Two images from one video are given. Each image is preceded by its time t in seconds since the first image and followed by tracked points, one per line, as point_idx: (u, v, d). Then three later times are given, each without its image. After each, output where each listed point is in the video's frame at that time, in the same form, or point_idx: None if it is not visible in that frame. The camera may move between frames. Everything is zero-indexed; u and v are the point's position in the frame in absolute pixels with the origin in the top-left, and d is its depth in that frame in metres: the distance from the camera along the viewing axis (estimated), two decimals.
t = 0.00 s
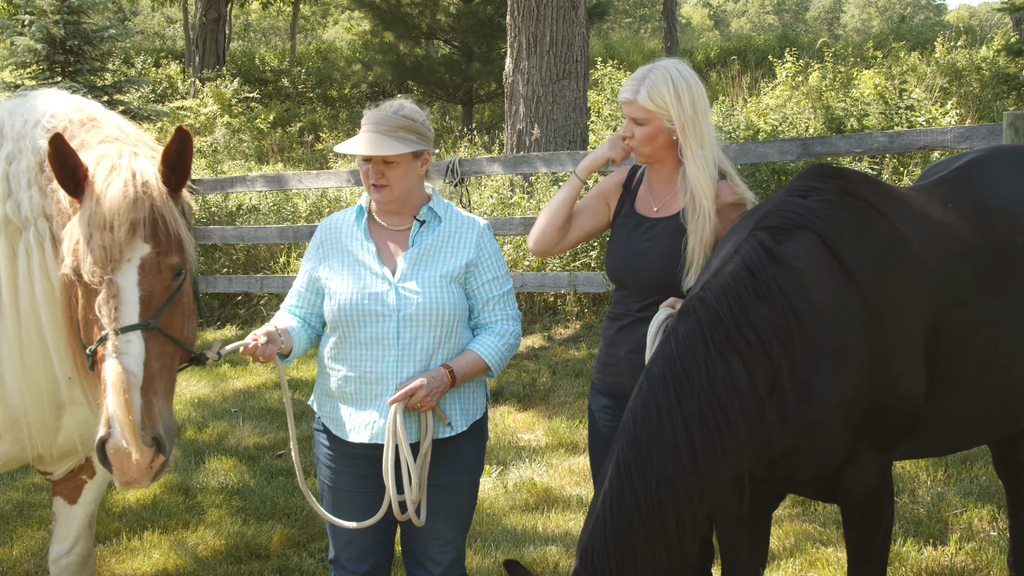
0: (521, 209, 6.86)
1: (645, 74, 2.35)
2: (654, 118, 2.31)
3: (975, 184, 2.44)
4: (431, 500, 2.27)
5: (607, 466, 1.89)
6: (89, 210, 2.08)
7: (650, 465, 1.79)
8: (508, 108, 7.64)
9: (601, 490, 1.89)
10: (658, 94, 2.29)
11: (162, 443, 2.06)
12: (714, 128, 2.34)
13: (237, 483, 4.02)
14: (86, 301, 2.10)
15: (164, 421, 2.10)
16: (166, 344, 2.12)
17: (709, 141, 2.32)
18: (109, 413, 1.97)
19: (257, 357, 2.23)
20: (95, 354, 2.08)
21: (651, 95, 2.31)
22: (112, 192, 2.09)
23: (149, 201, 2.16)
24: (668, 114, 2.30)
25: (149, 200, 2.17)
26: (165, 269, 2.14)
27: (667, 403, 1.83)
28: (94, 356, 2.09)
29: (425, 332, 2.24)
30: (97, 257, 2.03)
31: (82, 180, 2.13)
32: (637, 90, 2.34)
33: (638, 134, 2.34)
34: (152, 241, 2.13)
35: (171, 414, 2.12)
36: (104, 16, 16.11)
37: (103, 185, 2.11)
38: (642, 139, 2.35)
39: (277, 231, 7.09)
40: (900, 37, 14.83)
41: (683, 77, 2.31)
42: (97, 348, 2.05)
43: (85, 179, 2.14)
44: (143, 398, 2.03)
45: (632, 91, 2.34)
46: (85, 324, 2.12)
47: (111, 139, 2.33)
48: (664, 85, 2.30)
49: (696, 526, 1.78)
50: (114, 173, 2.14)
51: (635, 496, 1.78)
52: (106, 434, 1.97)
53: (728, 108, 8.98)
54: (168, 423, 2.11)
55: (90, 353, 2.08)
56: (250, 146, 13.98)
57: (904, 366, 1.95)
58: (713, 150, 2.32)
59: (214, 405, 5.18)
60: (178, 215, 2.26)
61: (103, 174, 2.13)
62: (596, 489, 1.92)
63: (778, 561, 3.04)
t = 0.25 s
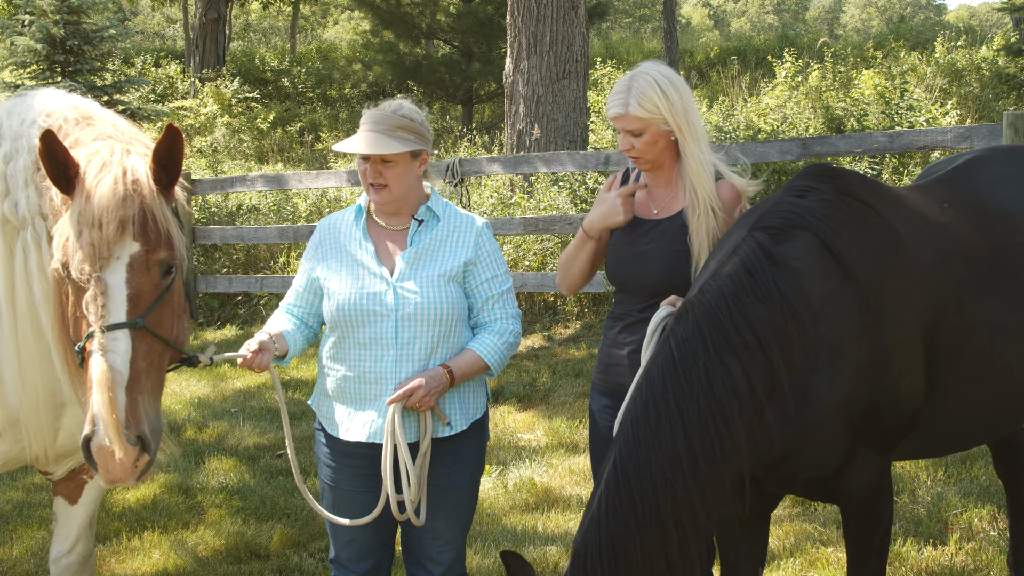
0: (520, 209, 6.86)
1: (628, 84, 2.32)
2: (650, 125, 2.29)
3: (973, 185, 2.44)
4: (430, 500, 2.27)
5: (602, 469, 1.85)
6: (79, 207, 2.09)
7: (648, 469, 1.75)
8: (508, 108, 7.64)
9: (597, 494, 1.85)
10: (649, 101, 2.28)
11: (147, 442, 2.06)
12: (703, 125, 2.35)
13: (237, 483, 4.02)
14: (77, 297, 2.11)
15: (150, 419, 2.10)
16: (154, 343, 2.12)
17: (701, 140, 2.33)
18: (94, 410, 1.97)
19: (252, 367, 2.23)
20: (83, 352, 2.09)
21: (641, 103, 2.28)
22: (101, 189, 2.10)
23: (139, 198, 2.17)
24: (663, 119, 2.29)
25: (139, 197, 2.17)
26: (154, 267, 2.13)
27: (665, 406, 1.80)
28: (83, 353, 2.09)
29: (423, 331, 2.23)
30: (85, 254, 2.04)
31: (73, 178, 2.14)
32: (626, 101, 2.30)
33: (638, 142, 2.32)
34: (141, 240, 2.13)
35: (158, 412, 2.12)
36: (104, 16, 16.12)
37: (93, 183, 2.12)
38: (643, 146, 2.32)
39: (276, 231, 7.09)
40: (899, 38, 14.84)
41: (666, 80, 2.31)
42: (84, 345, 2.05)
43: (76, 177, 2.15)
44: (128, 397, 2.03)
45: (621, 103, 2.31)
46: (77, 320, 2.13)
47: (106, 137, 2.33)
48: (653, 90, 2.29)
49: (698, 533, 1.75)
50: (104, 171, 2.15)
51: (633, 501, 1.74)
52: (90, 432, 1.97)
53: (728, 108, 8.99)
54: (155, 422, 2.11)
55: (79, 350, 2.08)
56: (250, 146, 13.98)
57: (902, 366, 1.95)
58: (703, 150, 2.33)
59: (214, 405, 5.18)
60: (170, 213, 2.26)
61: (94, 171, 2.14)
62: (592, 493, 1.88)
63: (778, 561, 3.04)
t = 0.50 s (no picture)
0: (520, 209, 6.86)
1: (602, 95, 2.32)
2: (631, 132, 2.29)
3: (970, 185, 2.44)
4: (430, 500, 2.27)
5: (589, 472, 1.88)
6: (73, 204, 2.10)
7: (631, 471, 1.78)
8: (508, 108, 7.64)
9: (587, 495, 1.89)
10: (627, 109, 2.28)
11: (138, 440, 2.04)
12: (680, 121, 2.36)
13: (237, 483, 4.02)
14: (72, 294, 2.12)
15: (142, 417, 2.08)
16: (146, 341, 2.11)
17: (681, 138, 2.34)
18: (85, 407, 1.97)
19: (246, 335, 2.25)
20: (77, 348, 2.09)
21: (619, 112, 2.28)
22: (95, 186, 2.11)
23: (133, 196, 2.18)
24: (643, 124, 2.29)
25: (133, 195, 2.18)
26: (147, 265, 2.14)
27: (651, 409, 1.82)
28: (76, 350, 2.09)
29: (421, 329, 2.23)
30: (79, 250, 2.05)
31: (68, 176, 2.16)
32: (602, 114, 2.30)
33: (624, 150, 2.32)
34: (134, 237, 2.14)
35: (150, 410, 2.11)
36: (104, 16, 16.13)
37: (87, 179, 2.13)
38: (629, 153, 2.33)
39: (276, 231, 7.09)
40: (899, 38, 14.84)
41: (638, 84, 2.31)
42: (77, 342, 2.05)
43: (72, 175, 2.17)
44: (119, 394, 2.02)
45: (599, 116, 2.31)
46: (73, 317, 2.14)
47: (103, 135, 2.34)
48: (628, 97, 2.29)
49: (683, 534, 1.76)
50: (99, 169, 2.17)
51: (616, 502, 1.76)
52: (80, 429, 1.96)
53: (728, 108, 8.99)
54: (146, 421, 2.09)
55: (73, 348, 2.09)
56: (250, 146, 13.97)
57: (899, 367, 1.94)
58: (684, 149, 2.34)
59: (214, 405, 5.18)
60: (165, 212, 2.26)
61: (89, 169, 2.16)
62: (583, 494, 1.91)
63: (778, 561, 3.04)
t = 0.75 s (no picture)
0: (520, 209, 6.86)
1: (576, 103, 2.33)
2: (609, 139, 2.31)
3: (969, 185, 2.44)
4: (429, 500, 2.27)
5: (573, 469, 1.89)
6: (70, 201, 2.09)
7: (612, 466, 1.78)
8: (508, 108, 7.64)
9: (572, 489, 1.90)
10: (602, 117, 2.29)
11: (133, 437, 2.03)
12: (657, 124, 2.37)
13: (237, 483, 4.02)
14: (69, 291, 2.11)
15: (141, 413, 2.08)
16: (142, 338, 2.10)
17: (660, 140, 2.35)
18: (81, 404, 1.97)
19: (245, 338, 2.26)
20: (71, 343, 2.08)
21: (595, 120, 2.29)
22: (92, 183, 2.11)
23: (130, 193, 2.17)
24: (619, 131, 2.30)
25: (130, 192, 2.18)
26: (144, 262, 2.13)
27: (635, 405, 1.83)
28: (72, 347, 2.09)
29: (423, 328, 2.24)
30: (75, 247, 2.04)
31: (65, 173, 2.16)
32: (578, 123, 2.31)
33: (604, 157, 2.34)
34: (131, 234, 2.13)
35: (148, 406, 2.11)
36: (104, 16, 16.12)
37: (85, 176, 2.13)
38: (609, 160, 2.35)
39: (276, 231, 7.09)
40: (900, 37, 14.84)
41: (612, 90, 2.32)
42: (74, 338, 2.05)
43: (68, 172, 2.16)
44: (114, 390, 2.01)
45: (576, 126, 2.32)
46: (70, 315, 2.13)
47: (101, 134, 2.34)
48: (602, 105, 2.29)
49: (665, 530, 1.76)
50: (96, 165, 2.17)
51: (594, 496, 1.76)
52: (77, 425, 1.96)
53: (728, 108, 9.00)
54: (142, 419, 2.08)
55: (69, 344, 2.08)
56: (250, 146, 13.97)
57: (894, 368, 1.94)
58: (661, 147, 2.35)
59: (214, 405, 5.18)
60: (162, 210, 2.26)
61: (86, 165, 2.16)
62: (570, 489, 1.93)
63: (778, 562, 3.04)
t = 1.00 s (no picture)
0: (520, 209, 6.86)
1: (563, 106, 2.34)
2: (596, 140, 2.32)
3: (965, 184, 2.45)
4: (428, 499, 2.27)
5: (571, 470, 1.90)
6: (67, 203, 2.09)
7: (609, 466, 1.79)
8: (508, 108, 7.64)
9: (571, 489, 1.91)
10: (589, 118, 2.29)
11: (125, 439, 2.02)
12: (645, 124, 2.37)
13: (237, 483, 4.02)
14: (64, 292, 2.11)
15: (132, 415, 2.08)
16: (136, 340, 2.10)
17: (647, 140, 2.36)
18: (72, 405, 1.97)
19: (247, 337, 2.27)
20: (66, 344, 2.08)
21: (582, 122, 2.30)
22: (88, 184, 2.11)
23: (127, 195, 2.17)
24: (605, 131, 2.31)
25: (126, 194, 2.18)
26: (139, 264, 2.13)
27: (631, 406, 1.83)
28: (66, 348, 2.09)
29: (427, 327, 2.24)
30: (70, 248, 2.04)
31: (62, 174, 2.16)
32: (564, 125, 2.33)
33: (592, 158, 2.35)
34: (127, 235, 2.13)
35: (140, 408, 2.11)
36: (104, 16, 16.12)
37: (81, 177, 2.13)
38: (597, 160, 2.36)
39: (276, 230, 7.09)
40: (899, 37, 14.85)
41: (599, 91, 2.33)
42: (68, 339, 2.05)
43: (65, 173, 2.16)
44: (105, 392, 2.01)
45: (563, 127, 2.33)
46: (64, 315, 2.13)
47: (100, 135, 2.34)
48: (589, 106, 2.30)
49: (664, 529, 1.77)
50: (93, 167, 2.17)
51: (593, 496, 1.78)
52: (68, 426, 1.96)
53: (728, 108, 9.00)
54: (134, 421, 2.07)
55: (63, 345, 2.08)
56: (250, 146, 13.97)
57: (891, 368, 1.93)
58: (646, 145, 2.35)
59: (214, 405, 5.18)
60: (158, 211, 2.26)
61: (83, 166, 2.16)
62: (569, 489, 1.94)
63: (778, 562, 3.04)
